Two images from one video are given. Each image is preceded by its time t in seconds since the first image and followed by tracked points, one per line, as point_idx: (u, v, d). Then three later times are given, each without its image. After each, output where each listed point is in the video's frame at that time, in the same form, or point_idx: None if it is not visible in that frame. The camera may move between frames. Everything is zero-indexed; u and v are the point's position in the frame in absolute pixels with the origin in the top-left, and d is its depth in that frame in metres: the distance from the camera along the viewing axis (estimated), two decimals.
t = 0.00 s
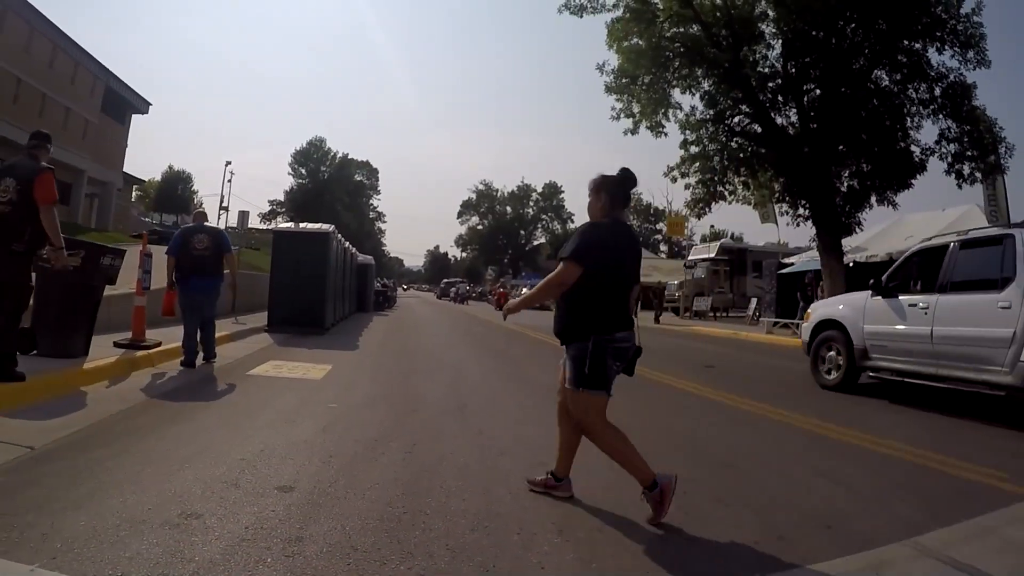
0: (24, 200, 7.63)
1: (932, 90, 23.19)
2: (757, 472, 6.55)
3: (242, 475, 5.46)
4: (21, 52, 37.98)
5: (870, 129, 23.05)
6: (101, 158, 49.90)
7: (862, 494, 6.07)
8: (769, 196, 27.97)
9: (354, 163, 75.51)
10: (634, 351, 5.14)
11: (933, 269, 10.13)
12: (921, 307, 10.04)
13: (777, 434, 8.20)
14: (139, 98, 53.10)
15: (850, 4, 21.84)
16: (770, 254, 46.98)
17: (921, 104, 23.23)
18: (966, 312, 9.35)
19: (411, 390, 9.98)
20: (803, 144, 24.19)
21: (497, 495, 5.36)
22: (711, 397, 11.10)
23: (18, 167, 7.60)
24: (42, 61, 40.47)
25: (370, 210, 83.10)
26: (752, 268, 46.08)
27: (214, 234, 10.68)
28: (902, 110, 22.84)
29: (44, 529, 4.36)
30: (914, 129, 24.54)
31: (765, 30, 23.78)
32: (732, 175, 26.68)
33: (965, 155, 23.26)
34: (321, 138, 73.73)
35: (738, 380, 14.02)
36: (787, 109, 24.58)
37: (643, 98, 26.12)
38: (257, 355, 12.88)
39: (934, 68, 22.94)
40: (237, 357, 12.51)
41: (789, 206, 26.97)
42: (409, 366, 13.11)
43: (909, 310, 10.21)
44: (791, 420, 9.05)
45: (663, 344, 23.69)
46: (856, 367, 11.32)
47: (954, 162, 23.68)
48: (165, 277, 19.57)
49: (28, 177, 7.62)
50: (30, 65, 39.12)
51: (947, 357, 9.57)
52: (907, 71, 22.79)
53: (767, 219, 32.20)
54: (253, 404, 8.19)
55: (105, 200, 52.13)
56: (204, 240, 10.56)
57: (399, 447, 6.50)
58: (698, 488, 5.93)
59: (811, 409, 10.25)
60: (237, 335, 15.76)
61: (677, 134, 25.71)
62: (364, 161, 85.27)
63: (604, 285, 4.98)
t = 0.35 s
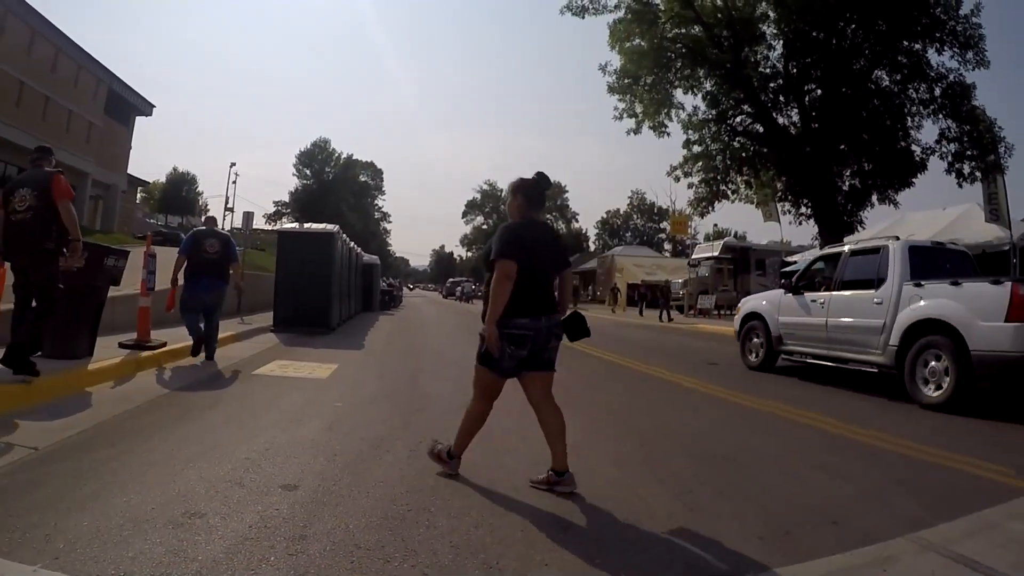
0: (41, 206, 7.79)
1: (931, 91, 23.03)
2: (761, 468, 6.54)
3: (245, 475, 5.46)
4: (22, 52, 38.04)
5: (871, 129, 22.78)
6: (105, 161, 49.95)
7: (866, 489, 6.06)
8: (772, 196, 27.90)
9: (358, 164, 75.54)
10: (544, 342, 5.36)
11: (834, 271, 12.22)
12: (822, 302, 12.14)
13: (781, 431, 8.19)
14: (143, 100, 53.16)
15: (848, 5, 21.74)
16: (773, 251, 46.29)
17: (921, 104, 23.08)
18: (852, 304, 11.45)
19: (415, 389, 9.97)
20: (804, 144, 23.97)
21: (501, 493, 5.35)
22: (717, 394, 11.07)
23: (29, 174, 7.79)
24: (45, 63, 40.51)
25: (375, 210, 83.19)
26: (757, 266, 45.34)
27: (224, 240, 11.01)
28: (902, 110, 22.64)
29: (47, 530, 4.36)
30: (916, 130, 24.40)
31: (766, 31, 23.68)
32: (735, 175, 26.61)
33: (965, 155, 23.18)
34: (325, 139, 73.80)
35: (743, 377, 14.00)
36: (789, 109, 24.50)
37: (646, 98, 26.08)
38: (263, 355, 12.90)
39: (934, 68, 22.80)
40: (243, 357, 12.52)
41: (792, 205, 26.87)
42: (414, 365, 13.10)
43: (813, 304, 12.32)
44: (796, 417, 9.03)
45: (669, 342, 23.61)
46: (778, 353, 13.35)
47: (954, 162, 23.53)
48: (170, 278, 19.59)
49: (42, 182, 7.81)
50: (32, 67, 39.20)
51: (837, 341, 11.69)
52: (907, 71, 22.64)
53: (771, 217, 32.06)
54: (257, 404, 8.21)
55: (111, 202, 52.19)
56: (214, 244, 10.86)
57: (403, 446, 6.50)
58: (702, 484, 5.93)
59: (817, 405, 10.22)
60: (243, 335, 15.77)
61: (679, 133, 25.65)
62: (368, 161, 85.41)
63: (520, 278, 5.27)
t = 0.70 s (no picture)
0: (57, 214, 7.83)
1: (930, 91, 23.09)
2: (759, 468, 6.56)
3: (246, 476, 5.47)
4: (19, 54, 37.97)
5: (869, 130, 22.67)
6: (104, 163, 49.91)
7: (864, 488, 6.07)
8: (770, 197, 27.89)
9: (356, 166, 75.53)
10: (474, 333, 5.74)
11: (755, 274, 14.43)
12: (744, 300, 14.41)
13: (779, 431, 8.21)
14: (141, 103, 53.11)
15: (847, 5, 21.63)
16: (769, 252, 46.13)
17: (919, 105, 23.12)
18: (767, 304, 13.72)
19: (414, 389, 9.98)
20: (803, 145, 23.94)
21: (500, 493, 5.37)
22: (715, 394, 11.09)
23: (43, 182, 7.85)
24: (42, 65, 40.45)
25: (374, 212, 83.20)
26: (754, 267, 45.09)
27: (217, 237, 11.02)
28: (900, 111, 22.45)
29: (46, 532, 4.36)
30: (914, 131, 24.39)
31: (764, 31, 23.71)
32: (734, 175, 26.62)
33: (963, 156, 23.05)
34: (323, 141, 73.79)
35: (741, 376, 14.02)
36: (787, 110, 24.50)
37: (644, 99, 26.10)
38: (262, 356, 12.90)
39: (933, 69, 22.74)
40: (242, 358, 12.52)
41: (791, 206, 26.84)
42: (411, 366, 13.10)
43: (738, 302, 14.58)
44: (794, 417, 9.04)
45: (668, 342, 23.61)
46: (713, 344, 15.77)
47: (953, 163, 23.39)
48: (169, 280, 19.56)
49: (57, 190, 7.87)
50: (29, 69, 39.16)
51: (757, 332, 13.96)
52: (905, 72, 22.68)
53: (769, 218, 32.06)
54: (257, 405, 8.22)
55: (110, 205, 52.17)
56: (208, 244, 10.90)
57: (402, 447, 6.51)
58: (701, 484, 5.95)
59: (815, 405, 10.23)
60: (243, 337, 15.77)
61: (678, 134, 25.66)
62: (367, 163, 85.45)
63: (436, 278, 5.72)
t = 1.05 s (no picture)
0: (96, 233, 8.02)
1: (924, 92, 23.03)
2: (760, 468, 6.57)
3: (249, 476, 5.46)
4: (16, 53, 38.02)
5: (864, 130, 22.72)
6: (102, 162, 49.92)
7: (866, 488, 6.08)
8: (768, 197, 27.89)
9: (354, 164, 75.48)
10: (435, 329, 6.46)
11: (697, 276, 16.58)
12: (688, 297, 16.71)
13: (781, 431, 8.20)
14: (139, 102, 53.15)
15: (842, 6, 21.59)
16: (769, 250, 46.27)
17: (914, 105, 23.05)
18: (709, 302, 15.78)
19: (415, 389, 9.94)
20: (799, 145, 23.91)
21: (504, 494, 5.35)
22: (716, 393, 11.06)
23: (83, 201, 8.06)
24: (39, 64, 40.42)
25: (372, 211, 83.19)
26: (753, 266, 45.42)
27: (205, 229, 12.09)
28: (896, 111, 22.57)
29: (52, 531, 4.36)
30: (909, 133, 24.32)
31: (759, 32, 23.80)
32: (730, 175, 26.62)
33: (959, 156, 22.99)
34: (321, 140, 73.85)
35: (742, 375, 14.02)
36: (783, 110, 24.47)
37: (640, 99, 26.12)
38: (262, 355, 12.88)
39: (927, 70, 22.71)
40: (242, 357, 12.48)
41: (788, 206, 26.82)
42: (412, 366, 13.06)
43: (683, 298, 16.86)
44: (796, 417, 9.03)
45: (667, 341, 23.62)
46: (665, 334, 18.13)
47: (949, 163, 23.34)
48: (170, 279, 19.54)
49: (97, 210, 8.08)
50: (27, 68, 39.19)
51: (702, 327, 16.00)
52: (900, 72, 22.63)
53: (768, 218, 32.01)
54: (259, 404, 8.22)
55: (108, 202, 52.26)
56: (196, 235, 12.00)
57: (404, 446, 6.51)
58: (704, 483, 5.96)
59: (815, 404, 10.25)
60: (243, 336, 15.76)
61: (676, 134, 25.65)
62: (365, 162, 85.49)
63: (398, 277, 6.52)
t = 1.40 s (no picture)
0: (140, 240, 8.36)
1: (918, 92, 22.91)
2: (758, 467, 6.59)
3: (250, 473, 5.47)
4: (15, 48, 37.92)
5: (859, 130, 22.62)
6: (101, 157, 49.82)
7: (866, 488, 6.09)
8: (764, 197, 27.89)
9: (351, 161, 75.36)
10: (394, 321, 7.29)
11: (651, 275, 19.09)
12: (643, 293, 19.24)
13: (778, 430, 8.23)
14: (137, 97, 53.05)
15: (835, 6, 21.47)
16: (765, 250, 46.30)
17: (908, 105, 23.01)
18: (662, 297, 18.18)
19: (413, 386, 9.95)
20: (794, 145, 23.90)
21: (503, 491, 5.37)
22: (713, 391, 11.08)
23: (130, 209, 8.33)
24: (38, 59, 40.29)
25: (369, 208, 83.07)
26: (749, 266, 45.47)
27: (201, 230, 12.15)
28: (890, 111, 22.38)
29: (53, 528, 4.36)
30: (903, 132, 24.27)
31: (754, 32, 23.72)
32: (726, 174, 26.61)
33: (953, 156, 22.82)
34: (318, 136, 73.76)
35: (738, 374, 14.05)
36: (778, 110, 24.44)
37: (636, 97, 26.12)
38: (261, 352, 12.88)
39: (921, 70, 22.63)
40: (241, 353, 12.47)
41: (784, 205, 26.82)
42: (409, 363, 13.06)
43: (640, 295, 19.35)
44: (794, 417, 9.06)
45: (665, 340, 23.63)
46: (626, 326, 20.69)
47: (943, 162, 23.26)
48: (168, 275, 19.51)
49: (143, 218, 8.39)
50: (26, 64, 39.07)
51: (656, 319, 18.43)
52: (893, 73, 22.60)
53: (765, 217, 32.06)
54: (258, 401, 8.21)
55: (107, 197, 52.17)
56: (193, 235, 12.06)
57: (404, 444, 6.52)
58: (704, 483, 5.97)
59: (811, 404, 10.28)
60: (241, 332, 15.74)
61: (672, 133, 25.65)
62: (362, 158, 85.36)
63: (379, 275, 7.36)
